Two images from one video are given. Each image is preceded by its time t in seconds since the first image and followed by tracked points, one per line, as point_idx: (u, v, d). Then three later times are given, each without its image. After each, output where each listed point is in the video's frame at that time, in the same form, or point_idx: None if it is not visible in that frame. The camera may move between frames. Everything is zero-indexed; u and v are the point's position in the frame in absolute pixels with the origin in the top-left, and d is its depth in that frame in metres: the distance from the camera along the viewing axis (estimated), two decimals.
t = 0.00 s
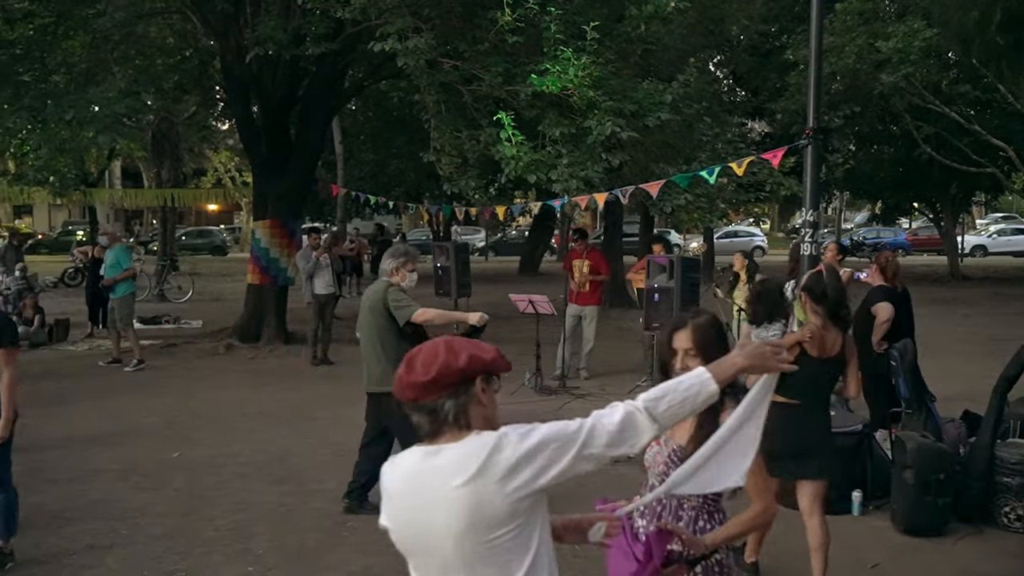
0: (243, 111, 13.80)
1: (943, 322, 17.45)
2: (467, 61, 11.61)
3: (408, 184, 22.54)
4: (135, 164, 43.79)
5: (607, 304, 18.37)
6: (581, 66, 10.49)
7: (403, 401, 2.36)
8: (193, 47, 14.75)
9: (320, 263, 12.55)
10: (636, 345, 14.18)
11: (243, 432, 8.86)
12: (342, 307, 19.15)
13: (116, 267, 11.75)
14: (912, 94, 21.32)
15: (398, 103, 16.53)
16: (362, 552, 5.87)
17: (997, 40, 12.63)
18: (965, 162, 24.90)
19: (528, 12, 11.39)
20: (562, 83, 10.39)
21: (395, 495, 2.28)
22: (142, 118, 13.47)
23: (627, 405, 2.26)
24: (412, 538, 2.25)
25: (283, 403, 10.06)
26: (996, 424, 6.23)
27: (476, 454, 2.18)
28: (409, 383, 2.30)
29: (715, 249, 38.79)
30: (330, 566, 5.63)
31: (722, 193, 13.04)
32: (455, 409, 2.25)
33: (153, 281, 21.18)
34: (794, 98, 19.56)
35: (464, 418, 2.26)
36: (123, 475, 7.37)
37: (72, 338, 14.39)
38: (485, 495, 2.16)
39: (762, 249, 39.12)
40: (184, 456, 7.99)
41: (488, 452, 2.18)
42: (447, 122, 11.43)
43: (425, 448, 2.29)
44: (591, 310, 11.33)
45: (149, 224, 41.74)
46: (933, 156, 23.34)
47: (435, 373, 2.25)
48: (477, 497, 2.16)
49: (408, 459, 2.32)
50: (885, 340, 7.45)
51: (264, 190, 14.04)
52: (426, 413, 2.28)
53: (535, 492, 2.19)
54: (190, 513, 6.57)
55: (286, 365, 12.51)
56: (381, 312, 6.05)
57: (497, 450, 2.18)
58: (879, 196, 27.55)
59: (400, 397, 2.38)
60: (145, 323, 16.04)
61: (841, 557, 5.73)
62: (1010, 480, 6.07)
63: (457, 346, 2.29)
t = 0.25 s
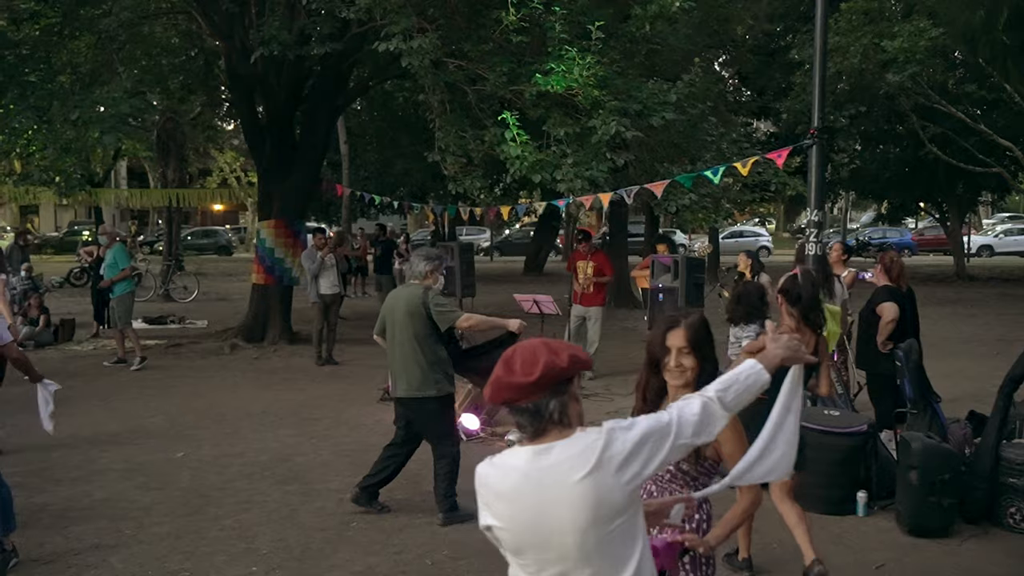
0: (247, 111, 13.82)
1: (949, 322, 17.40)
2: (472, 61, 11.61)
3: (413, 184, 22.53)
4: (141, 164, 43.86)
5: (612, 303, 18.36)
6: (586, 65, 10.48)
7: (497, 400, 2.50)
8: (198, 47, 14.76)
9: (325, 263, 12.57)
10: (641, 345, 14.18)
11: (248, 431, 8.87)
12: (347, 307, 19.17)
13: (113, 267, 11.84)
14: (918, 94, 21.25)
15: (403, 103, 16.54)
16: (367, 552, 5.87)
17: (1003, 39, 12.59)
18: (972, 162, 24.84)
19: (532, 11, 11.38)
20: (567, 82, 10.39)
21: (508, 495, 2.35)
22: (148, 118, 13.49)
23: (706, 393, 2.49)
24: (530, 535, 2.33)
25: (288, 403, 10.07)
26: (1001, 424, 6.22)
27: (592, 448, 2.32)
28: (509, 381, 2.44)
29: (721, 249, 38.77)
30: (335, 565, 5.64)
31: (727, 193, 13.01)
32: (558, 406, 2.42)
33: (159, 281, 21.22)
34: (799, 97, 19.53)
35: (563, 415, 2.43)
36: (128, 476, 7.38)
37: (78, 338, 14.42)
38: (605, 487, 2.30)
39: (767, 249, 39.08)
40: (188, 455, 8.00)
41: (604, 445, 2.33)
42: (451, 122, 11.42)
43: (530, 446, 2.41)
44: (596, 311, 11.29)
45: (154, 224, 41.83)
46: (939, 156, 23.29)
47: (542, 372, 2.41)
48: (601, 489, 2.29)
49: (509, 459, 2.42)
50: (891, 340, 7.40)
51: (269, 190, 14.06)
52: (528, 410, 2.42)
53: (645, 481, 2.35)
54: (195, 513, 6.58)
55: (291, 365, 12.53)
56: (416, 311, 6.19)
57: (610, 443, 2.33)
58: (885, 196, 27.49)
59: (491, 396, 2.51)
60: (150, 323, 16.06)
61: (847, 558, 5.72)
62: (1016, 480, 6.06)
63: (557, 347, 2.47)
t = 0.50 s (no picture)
0: (253, 111, 13.82)
1: (956, 323, 17.34)
2: (477, 60, 11.60)
3: (418, 184, 22.52)
4: (146, 164, 43.92)
5: (617, 303, 18.35)
6: (590, 65, 10.47)
7: (580, 391, 2.58)
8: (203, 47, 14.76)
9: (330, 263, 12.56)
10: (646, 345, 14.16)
11: (253, 431, 8.87)
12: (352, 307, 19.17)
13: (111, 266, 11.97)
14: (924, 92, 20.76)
15: (408, 103, 16.53)
16: (371, 552, 5.87)
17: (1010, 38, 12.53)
18: (979, 161, 24.75)
19: (538, 11, 11.38)
20: (571, 82, 10.37)
21: (614, 484, 2.48)
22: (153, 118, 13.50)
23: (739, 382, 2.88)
24: (634, 522, 2.48)
25: (293, 403, 10.07)
26: (1008, 424, 6.19)
27: (684, 439, 2.56)
28: (596, 372, 2.54)
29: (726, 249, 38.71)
30: (339, 565, 5.63)
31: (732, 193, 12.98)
32: (644, 399, 2.56)
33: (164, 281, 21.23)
34: (805, 97, 19.48)
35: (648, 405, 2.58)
36: (133, 476, 7.38)
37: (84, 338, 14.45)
38: (700, 475, 2.55)
39: (773, 249, 39.01)
40: (192, 455, 8.00)
41: (693, 431, 2.59)
42: (456, 122, 11.40)
43: (619, 438, 2.55)
44: (599, 310, 11.28)
45: (160, 224, 41.89)
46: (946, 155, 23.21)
47: (631, 366, 2.53)
48: (697, 471, 2.54)
49: (597, 450, 2.55)
50: (895, 340, 7.38)
51: (274, 190, 14.06)
52: (617, 401, 2.54)
53: (721, 467, 2.65)
54: (200, 513, 6.58)
55: (296, 365, 12.53)
56: (448, 308, 6.30)
57: (698, 431, 2.60)
58: (891, 195, 27.42)
59: (572, 386, 2.60)
60: (155, 323, 16.07)
61: (853, 559, 5.69)
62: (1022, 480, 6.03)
63: (638, 341, 2.59)
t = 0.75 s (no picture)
0: (258, 111, 13.84)
1: (961, 323, 17.31)
2: (482, 61, 11.60)
3: (423, 184, 22.53)
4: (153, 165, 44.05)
5: (622, 303, 18.36)
6: (595, 65, 10.47)
7: (668, 378, 2.57)
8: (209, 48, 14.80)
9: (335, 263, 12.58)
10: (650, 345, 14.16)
11: (257, 431, 8.87)
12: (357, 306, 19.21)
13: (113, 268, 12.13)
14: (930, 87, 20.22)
15: (414, 103, 16.56)
16: (375, 552, 5.87)
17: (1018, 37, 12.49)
18: (985, 161, 24.71)
19: (543, 11, 11.39)
20: (576, 81, 10.38)
21: (720, 467, 2.46)
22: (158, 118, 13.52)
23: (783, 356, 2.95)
24: (741, 502, 2.47)
25: (298, 403, 10.08)
26: (1014, 425, 6.17)
27: (771, 416, 2.58)
28: (690, 357, 2.56)
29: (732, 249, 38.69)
30: (343, 566, 5.64)
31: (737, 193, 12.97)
32: (729, 380, 2.60)
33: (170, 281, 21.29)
34: (810, 97, 19.47)
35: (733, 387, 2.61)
36: (139, 476, 7.39)
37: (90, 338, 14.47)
38: (791, 448, 2.58)
39: (778, 249, 38.98)
40: (197, 456, 8.01)
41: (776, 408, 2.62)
42: (461, 122, 11.40)
43: (714, 421, 2.54)
44: (603, 310, 11.29)
45: (166, 224, 41.97)
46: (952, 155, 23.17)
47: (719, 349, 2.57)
48: (788, 447, 2.57)
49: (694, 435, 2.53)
50: (901, 340, 7.37)
51: (279, 191, 14.08)
52: (707, 385, 2.56)
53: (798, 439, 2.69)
54: (204, 513, 6.58)
55: (301, 365, 12.55)
56: (474, 304, 6.40)
57: (780, 407, 2.64)
58: (897, 195, 27.35)
59: (659, 373, 2.59)
60: (160, 323, 16.11)
61: (858, 560, 5.67)
62: None
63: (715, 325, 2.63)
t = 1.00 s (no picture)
0: (264, 111, 13.86)
1: (967, 323, 17.27)
2: (487, 61, 11.60)
3: (429, 184, 22.55)
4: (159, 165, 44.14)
5: (627, 303, 18.36)
6: (600, 64, 10.46)
7: (737, 375, 2.64)
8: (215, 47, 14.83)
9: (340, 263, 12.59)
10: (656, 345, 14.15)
11: (263, 431, 8.88)
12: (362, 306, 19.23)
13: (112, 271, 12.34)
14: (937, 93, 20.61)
15: (419, 103, 16.58)
16: (380, 552, 5.87)
17: None
18: (991, 161, 24.65)
19: (549, 11, 11.39)
20: (581, 81, 10.38)
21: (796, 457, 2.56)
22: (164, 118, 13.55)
23: (796, 353, 3.14)
24: (811, 492, 2.58)
25: (303, 403, 10.09)
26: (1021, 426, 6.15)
27: (826, 411, 2.71)
28: (762, 357, 2.63)
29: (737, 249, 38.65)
30: (348, 565, 5.64)
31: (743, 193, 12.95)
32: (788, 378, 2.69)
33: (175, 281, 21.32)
34: (816, 96, 19.44)
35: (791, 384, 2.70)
36: (144, 475, 7.40)
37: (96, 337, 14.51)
38: (846, 440, 2.71)
39: (784, 249, 38.92)
40: (203, 455, 8.02)
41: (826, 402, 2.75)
42: (466, 122, 11.40)
43: (780, 415, 2.63)
44: (609, 311, 11.28)
45: (172, 224, 42.07)
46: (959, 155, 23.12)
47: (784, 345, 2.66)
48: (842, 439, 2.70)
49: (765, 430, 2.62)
50: (907, 341, 7.35)
51: (284, 191, 14.10)
52: (773, 382, 2.64)
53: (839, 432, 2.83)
54: (209, 512, 6.59)
55: (307, 365, 12.56)
56: (493, 306, 6.42)
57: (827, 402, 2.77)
58: (903, 195, 27.29)
59: (730, 372, 2.65)
60: (166, 323, 16.14)
61: (864, 561, 5.66)
62: None
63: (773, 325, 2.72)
